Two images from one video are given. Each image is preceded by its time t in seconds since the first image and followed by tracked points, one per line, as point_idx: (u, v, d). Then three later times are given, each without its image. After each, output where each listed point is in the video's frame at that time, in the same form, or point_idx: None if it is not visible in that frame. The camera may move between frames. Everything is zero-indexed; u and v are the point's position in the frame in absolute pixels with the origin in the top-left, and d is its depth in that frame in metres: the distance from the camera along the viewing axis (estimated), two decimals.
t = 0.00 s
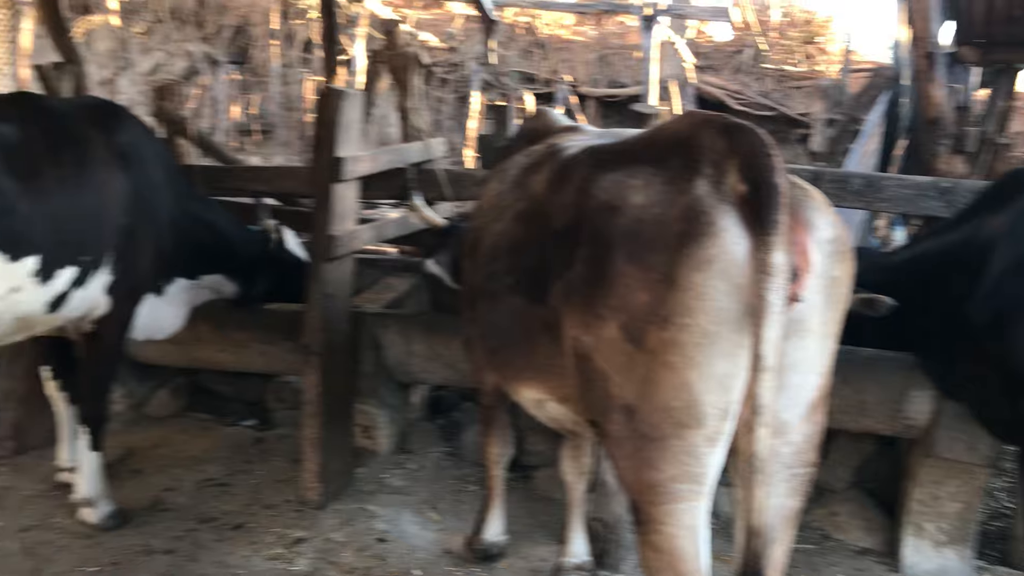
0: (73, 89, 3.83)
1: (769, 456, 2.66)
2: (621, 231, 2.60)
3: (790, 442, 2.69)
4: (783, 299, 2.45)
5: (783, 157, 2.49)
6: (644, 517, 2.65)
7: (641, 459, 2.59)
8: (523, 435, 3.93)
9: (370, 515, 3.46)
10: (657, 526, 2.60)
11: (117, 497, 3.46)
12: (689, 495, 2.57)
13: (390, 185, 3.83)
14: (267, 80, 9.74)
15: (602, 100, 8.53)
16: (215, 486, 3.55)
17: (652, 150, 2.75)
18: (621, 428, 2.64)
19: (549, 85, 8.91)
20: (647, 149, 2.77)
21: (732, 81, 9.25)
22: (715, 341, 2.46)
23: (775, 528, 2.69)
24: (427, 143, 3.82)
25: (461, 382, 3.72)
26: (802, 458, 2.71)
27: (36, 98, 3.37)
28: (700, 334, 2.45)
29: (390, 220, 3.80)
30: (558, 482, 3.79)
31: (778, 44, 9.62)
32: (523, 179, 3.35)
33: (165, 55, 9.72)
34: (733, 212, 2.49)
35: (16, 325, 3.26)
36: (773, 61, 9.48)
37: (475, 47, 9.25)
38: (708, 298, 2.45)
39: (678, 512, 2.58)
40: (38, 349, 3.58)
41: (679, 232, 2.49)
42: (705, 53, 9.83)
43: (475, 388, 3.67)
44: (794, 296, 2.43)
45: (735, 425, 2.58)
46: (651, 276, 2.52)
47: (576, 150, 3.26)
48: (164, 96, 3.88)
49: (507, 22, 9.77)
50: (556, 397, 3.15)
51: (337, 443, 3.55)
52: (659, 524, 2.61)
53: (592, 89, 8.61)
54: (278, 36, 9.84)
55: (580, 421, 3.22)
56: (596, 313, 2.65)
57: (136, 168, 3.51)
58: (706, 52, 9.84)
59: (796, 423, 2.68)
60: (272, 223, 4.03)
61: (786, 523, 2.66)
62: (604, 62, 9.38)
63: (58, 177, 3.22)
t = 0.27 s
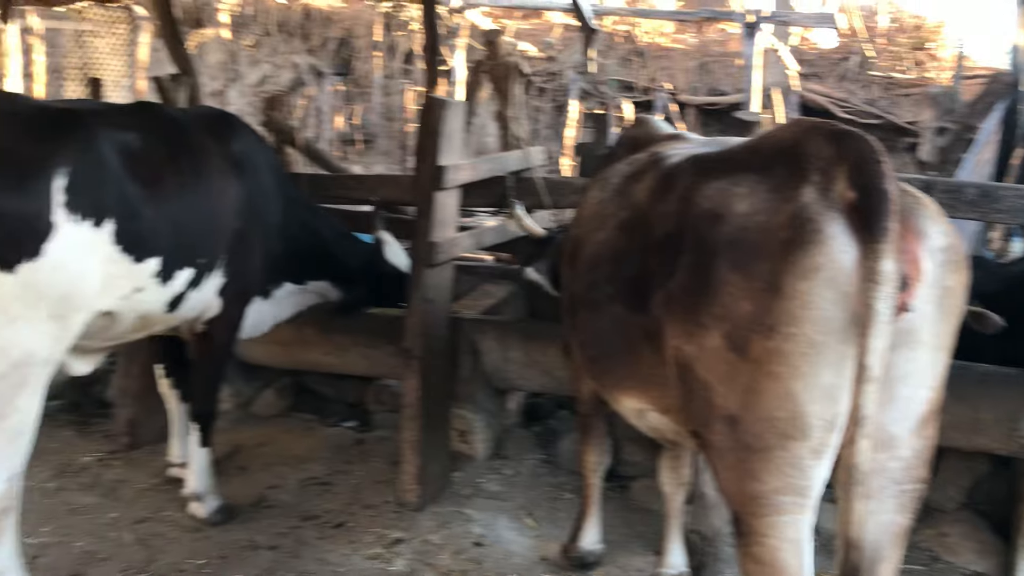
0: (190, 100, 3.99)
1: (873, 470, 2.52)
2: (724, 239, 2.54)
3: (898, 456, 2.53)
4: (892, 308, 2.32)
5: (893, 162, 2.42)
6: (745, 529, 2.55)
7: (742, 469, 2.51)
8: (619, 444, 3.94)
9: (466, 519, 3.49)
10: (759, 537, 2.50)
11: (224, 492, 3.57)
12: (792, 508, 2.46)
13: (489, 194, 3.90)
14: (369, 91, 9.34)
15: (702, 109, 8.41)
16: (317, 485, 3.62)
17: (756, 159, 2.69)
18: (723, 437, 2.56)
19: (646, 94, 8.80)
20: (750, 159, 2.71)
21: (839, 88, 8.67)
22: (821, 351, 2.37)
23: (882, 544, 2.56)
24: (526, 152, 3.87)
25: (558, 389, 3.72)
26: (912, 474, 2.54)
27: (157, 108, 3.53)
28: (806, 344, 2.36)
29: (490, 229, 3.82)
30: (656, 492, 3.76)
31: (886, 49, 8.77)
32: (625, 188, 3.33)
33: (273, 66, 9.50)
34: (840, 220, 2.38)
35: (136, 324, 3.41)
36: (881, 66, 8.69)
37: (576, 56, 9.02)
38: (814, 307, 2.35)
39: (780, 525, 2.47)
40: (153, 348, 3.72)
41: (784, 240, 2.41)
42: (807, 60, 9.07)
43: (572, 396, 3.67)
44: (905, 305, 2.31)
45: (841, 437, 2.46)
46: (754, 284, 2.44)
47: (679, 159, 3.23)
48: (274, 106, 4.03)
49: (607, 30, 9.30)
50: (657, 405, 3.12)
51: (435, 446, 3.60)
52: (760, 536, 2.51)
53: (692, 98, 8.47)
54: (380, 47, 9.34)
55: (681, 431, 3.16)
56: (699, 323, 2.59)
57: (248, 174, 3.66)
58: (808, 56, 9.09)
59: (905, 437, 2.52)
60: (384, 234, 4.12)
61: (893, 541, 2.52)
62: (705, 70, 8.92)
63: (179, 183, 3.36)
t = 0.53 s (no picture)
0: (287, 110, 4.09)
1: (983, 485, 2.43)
2: (827, 247, 2.39)
3: (1010, 474, 2.43)
4: (1004, 322, 2.19)
5: (1007, 169, 2.27)
6: (845, 543, 2.39)
7: (842, 482, 2.36)
8: (708, 456, 3.90)
9: (554, 526, 3.47)
10: (859, 552, 2.35)
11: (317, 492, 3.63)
12: (896, 523, 2.31)
13: (578, 202, 3.91)
14: (457, 101, 10.31)
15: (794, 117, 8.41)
16: (407, 488, 3.64)
17: (861, 164, 2.52)
18: (823, 449, 2.43)
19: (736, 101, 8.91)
20: (855, 163, 2.54)
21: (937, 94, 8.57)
22: (929, 364, 2.22)
23: (990, 563, 2.47)
24: (616, 160, 3.84)
25: (648, 398, 3.69)
26: (1023, 492, 2.44)
27: (262, 117, 3.62)
28: (913, 356, 2.21)
29: (579, 233, 3.79)
30: (748, 505, 3.69)
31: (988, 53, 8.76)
32: (723, 194, 3.26)
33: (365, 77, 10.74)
34: (951, 229, 2.22)
35: (239, 324, 3.51)
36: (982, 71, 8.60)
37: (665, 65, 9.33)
38: (922, 319, 2.21)
39: (884, 539, 2.32)
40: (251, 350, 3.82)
41: (892, 249, 2.25)
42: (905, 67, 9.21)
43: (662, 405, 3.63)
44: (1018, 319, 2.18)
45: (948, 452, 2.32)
46: (858, 292, 2.29)
47: (778, 163, 3.12)
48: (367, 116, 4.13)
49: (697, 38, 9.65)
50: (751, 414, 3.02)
51: (523, 452, 3.61)
52: (860, 552, 2.36)
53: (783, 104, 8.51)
54: (470, 58, 10.39)
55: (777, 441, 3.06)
56: (799, 332, 2.44)
57: (347, 181, 3.75)
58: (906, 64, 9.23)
59: (1017, 455, 2.42)
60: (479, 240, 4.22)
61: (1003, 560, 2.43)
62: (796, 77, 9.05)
63: (281, 189, 3.45)
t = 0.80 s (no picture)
0: (359, 117, 4.13)
1: None
2: (915, 257, 2.32)
3: None
4: None
5: None
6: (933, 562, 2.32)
7: (932, 498, 2.28)
8: (780, 467, 3.84)
9: (623, 535, 3.43)
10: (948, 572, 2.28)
11: (387, 495, 3.65)
12: (988, 543, 2.23)
13: (648, 209, 3.91)
14: (520, 106, 10.76)
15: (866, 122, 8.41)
16: (476, 493, 3.64)
17: (950, 172, 2.41)
18: (911, 464, 2.35)
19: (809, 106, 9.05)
20: (943, 171, 2.44)
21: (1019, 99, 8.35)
22: None
23: None
24: (689, 166, 3.81)
25: (719, 409, 3.65)
26: None
27: (336, 126, 3.68)
28: (1009, 372, 2.10)
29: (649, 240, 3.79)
30: (822, 519, 3.61)
31: None
32: (801, 202, 3.09)
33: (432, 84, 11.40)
34: None
35: (312, 329, 3.49)
36: None
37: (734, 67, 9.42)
38: (1020, 333, 2.09)
39: (974, 558, 2.24)
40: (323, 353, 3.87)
41: (984, 261, 2.16)
42: (983, 69, 8.94)
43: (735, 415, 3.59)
44: None
45: None
46: (949, 303, 2.21)
47: (861, 170, 2.94)
48: (437, 123, 4.19)
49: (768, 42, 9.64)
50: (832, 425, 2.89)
51: (592, 460, 3.58)
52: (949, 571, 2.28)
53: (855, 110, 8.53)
54: (538, 63, 10.58)
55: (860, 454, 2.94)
56: (885, 343, 2.38)
57: (417, 189, 3.78)
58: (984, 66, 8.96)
59: None
60: (541, 247, 4.07)
61: None
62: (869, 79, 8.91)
63: (355, 196, 3.46)
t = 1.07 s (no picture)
0: (430, 123, 4.18)
1: None
2: (1013, 267, 2.17)
3: None
4: None
5: None
6: None
7: None
8: (857, 480, 3.75)
9: (695, 547, 3.35)
10: None
11: (456, 500, 3.64)
12: None
13: (722, 215, 3.90)
14: (588, 112, 10.96)
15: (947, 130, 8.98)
16: (545, 501, 3.61)
17: None
18: (1004, 483, 2.28)
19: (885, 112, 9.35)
20: None
21: None
22: None
23: None
24: (764, 171, 3.78)
25: (795, 420, 3.58)
26: None
27: (406, 130, 3.68)
28: None
29: (725, 248, 3.76)
30: (903, 535, 3.49)
31: None
32: (884, 208, 2.91)
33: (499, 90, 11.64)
34: None
35: (386, 332, 3.49)
36: None
37: (807, 70, 9.52)
38: None
39: None
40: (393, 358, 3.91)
41: None
42: None
43: (812, 427, 3.51)
44: None
45: None
46: None
47: (949, 176, 2.74)
48: (507, 129, 4.22)
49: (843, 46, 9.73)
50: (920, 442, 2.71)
51: (663, 469, 3.53)
52: None
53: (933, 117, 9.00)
54: (606, 69, 10.71)
55: (949, 473, 2.76)
56: (978, 356, 2.24)
57: (485, 194, 3.75)
58: None
59: None
60: (619, 237, 4.09)
61: None
62: (949, 86, 9.24)
63: (427, 200, 3.46)
